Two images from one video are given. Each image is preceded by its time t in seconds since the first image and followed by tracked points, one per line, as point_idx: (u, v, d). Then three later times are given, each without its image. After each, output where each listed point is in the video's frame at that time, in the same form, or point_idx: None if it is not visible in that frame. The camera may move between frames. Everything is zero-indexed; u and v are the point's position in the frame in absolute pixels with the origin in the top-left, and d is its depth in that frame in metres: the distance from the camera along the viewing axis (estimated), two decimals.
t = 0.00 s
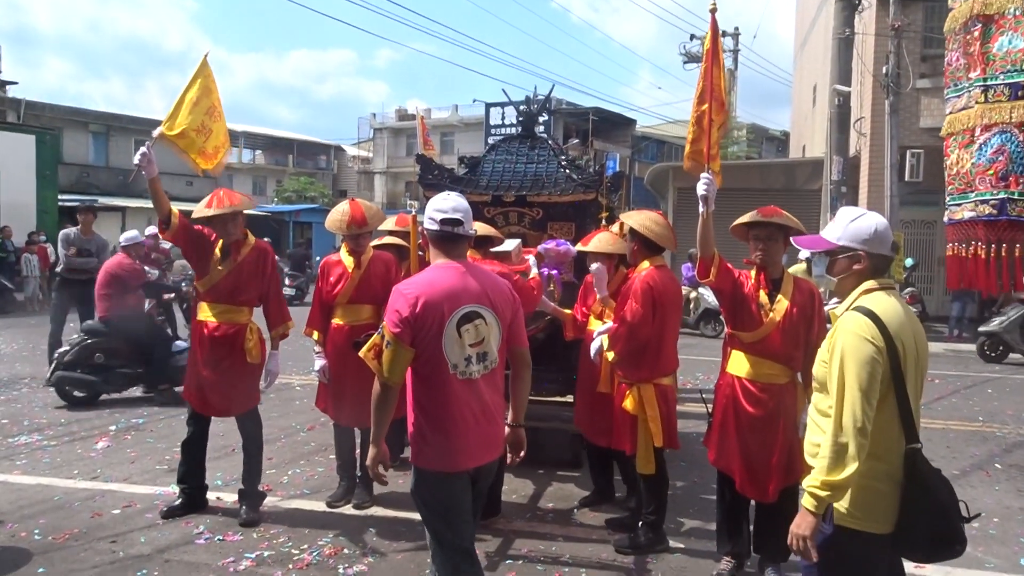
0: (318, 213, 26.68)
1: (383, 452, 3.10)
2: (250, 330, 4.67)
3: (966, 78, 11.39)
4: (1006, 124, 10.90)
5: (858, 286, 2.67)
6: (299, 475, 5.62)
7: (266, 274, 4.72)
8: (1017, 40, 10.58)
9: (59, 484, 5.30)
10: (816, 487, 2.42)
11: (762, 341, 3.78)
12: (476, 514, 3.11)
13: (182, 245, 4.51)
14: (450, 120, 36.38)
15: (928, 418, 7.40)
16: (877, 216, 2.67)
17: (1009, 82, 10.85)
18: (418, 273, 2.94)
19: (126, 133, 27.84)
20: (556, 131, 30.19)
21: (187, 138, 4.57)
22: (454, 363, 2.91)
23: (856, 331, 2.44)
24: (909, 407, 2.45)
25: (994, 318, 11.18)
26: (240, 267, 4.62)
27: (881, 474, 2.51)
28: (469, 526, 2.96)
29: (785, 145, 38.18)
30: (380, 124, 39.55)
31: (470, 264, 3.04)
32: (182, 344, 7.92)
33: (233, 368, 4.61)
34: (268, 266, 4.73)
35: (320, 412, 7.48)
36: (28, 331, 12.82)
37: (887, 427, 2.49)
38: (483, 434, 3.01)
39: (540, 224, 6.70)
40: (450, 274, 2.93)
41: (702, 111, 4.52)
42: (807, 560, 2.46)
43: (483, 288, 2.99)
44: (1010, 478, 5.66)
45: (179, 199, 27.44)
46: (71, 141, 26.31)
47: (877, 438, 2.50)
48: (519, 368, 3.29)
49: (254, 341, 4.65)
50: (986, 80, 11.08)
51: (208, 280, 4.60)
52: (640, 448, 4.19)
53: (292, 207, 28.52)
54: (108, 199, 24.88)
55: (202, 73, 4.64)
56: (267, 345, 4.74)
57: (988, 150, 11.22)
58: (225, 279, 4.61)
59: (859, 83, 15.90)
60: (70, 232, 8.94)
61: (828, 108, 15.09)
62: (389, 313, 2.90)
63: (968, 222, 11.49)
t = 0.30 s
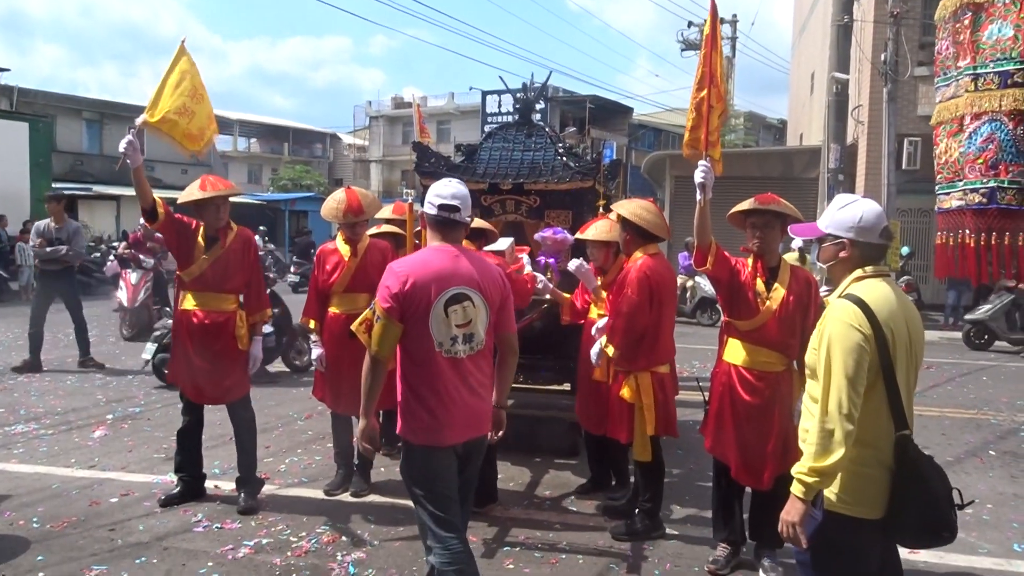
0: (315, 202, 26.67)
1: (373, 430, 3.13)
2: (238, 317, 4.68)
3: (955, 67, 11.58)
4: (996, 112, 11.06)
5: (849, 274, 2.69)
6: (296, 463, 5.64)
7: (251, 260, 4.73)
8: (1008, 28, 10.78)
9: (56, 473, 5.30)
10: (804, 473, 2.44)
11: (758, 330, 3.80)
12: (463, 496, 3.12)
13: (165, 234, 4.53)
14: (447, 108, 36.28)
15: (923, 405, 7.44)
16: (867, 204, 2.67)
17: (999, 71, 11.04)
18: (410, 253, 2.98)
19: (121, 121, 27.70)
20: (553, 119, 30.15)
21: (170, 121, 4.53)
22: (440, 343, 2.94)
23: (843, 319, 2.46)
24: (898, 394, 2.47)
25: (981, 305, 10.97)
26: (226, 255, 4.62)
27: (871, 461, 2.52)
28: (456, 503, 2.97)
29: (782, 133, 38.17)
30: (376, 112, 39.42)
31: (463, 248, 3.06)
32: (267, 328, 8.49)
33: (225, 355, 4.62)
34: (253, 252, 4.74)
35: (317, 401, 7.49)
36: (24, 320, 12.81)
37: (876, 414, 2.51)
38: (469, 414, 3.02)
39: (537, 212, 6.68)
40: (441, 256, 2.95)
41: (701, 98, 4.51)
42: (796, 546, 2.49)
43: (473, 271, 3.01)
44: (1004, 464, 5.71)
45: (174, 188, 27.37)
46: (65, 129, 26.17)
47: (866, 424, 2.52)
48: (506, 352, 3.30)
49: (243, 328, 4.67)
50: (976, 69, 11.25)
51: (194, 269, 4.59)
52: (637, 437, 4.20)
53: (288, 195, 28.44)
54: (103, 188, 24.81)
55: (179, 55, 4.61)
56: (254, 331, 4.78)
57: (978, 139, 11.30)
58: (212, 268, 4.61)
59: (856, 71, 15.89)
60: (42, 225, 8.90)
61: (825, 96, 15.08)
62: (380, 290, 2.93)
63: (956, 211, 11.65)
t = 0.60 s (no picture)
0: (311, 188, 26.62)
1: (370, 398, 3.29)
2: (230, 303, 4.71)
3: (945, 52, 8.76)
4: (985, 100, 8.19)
5: (843, 260, 2.69)
6: (294, 450, 5.65)
7: (240, 246, 4.76)
8: (997, 16, 7.90)
9: (54, 460, 5.30)
10: (791, 458, 2.46)
11: (755, 317, 3.80)
12: (445, 476, 3.16)
13: (156, 224, 4.44)
14: (443, 94, 36.11)
15: (919, 392, 7.46)
16: (861, 191, 2.66)
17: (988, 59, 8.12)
18: (408, 234, 3.07)
19: (115, 108, 27.54)
20: (550, 106, 30.04)
21: (163, 112, 4.54)
22: (427, 321, 3.00)
23: (832, 306, 2.47)
24: (889, 381, 2.47)
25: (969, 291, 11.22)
26: (219, 241, 4.62)
27: (862, 447, 2.53)
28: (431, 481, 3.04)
29: (779, 120, 38.07)
30: (372, 99, 39.23)
31: (462, 233, 3.13)
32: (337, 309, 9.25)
33: (222, 341, 4.63)
34: (241, 238, 4.76)
35: (314, 388, 7.50)
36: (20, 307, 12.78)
37: (865, 400, 2.52)
38: (456, 393, 3.06)
39: (534, 199, 6.67)
40: (437, 238, 3.03)
41: (697, 85, 4.49)
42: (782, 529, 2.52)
43: (466, 254, 3.06)
44: (999, 450, 5.73)
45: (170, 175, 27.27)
46: (59, 115, 26.01)
47: (856, 410, 2.53)
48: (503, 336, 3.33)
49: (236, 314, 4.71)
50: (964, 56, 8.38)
51: (187, 257, 4.56)
52: (637, 426, 4.22)
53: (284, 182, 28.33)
54: (98, 174, 24.70)
55: (169, 43, 4.57)
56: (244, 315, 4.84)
57: (966, 125, 8.61)
58: (205, 255, 4.59)
59: (854, 58, 15.83)
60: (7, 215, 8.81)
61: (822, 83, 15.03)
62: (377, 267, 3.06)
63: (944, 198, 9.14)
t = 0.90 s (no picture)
0: (308, 182, 26.60)
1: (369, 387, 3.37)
2: (228, 297, 4.70)
3: (934, 47, 9.18)
4: (977, 93, 8.68)
5: (836, 252, 2.69)
6: (291, 444, 5.64)
7: (236, 240, 4.75)
8: (989, 8, 8.37)
9: (50, 454, 5.29)
10: (783, 451, 2.47)
11: (752, 311, 3.80)
12: (432, 469, 3.18)
13: (152, 218, 4.43)
14: (440, 88, 36.05)
15: (915, 385, 7.48)
16: (854, 185, 2.65)
17: (981, 52, 8.62)
18: (407, 226, 3.14)
19: (112, 101, 27.45)
20: (547, 100, 30.02)
21: (156, 104, 4.54)
22: (417, 311, 3.05)
23: (824, 299, 2.47)
24: (881, 374, 2.48)
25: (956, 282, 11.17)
26: (215, 235, 4.61)
27: (853, 440, 2.54)
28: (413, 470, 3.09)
29: (776, 114, 38.06)
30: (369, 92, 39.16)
31: (459, 227, 3.16)
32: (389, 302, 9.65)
33: (219, 334, 4.62)
34: (237, 232, 4.76)
35: (311, 382, 7.50)
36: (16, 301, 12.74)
37: (857, 394, 2.52)
38: (444, 384, 3.08)
39: (530, 192, 6.66)
40: (432, 230, 3.08)
41: (694, 78, 4.45)
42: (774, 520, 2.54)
43: (459, 246, 3.08)
44: (995, 444, 5.74)
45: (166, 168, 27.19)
46: (55, 109, 25.93)
47: (848, 404, 2.53)
48: (502, 329, 3.33)
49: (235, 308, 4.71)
50: (958, 49, 8.84)
51: (184, 251, 4.54)
52: (635, 419, 4.22)
53: (280, 176, 28.27)
54: (93, 167, 24.61)
55: (160, 35, 4.55)
56: (242, 309, 4.84)
57: (958, 120, 8.95)
58: (202, 249, 4.59)
59: (851, 50, 15.80)
60: None
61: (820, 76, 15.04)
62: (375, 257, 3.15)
63: (931, 193, 9.34)
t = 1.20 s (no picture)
0: (305, 177, 26.55)
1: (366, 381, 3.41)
2: (228, 292, 4.71)
3: (931, 39, 8.34)
4: None
5: (831, 245, 2.69)
6: (289, 439, 5.64)
7: (235, 236, 4.76)
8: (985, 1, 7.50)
9: (48, 450, 5.29)
10: (778, 445, 2.47)
11: (749, 305, 3.80)
12: (423, 463, 3.20)
13: (154, 214, 4.41)
14: (437, 82, 35.97)
15: (912, 378, 7.50)
16: (848, 179, 2.65)
17: None
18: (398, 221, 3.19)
19: (107, 97, 27.34)
20: (545, 94, 29.98)
21: (158, 98, 4.54)
22: (402, 303, 3.08)
23: (817, 292, 2.47)
24: (874, 368, 2.48)
25: (938, 276, 11.29)
26: (215, 230, 4.61)
27: (848, 433, 2.55)
28: (400, 462, 3.14)
29: (774, 107, 38.02)
30: (366, 87, 39.07)
31: (448, 222, 3.16)
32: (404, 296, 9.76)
33: (221, 330, 4.62)
34: (236, 228, 4.76)
35: (309, 377, 7.49)
36: (13, 297, 12.72)
37: (852, 387, 2.52)
38: (427, 377, 3.08)
39: (527, 187, 6.66)
40: (419, 225, 3.11)
41: (691, 73, 4.47)
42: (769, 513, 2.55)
43: (446, 242, 3.08)
44: (992, 436, 5.75)
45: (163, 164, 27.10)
46: (50, 104, 25.81)
47: (842, 398, 2.54)
48: (494, 326, 3.29)
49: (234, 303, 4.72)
50: (956, 40, 7.91)
51: (184, 247, 4.53)
52: (633, 414, 4.22)
53: (278, 171, 28.20)
54: (90, 162, 24.53)
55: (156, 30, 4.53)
56: (241, 304, 4.84)
57: (956, 112, 8.09)
58: (202, 244, 4.59)
59: (848, 44, 15.76)
60: None
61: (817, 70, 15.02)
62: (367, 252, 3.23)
63: (927, 186, 8.66)
